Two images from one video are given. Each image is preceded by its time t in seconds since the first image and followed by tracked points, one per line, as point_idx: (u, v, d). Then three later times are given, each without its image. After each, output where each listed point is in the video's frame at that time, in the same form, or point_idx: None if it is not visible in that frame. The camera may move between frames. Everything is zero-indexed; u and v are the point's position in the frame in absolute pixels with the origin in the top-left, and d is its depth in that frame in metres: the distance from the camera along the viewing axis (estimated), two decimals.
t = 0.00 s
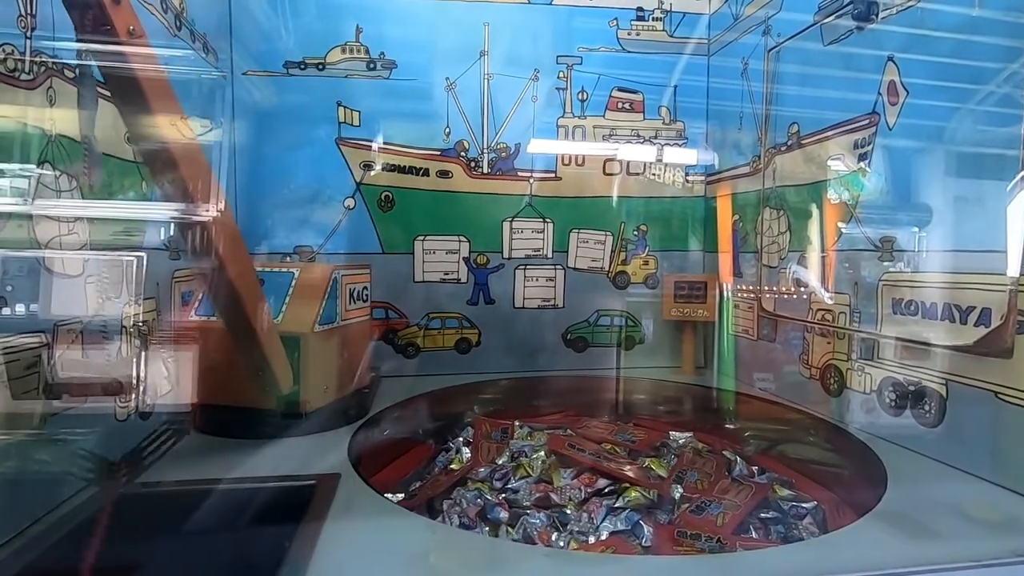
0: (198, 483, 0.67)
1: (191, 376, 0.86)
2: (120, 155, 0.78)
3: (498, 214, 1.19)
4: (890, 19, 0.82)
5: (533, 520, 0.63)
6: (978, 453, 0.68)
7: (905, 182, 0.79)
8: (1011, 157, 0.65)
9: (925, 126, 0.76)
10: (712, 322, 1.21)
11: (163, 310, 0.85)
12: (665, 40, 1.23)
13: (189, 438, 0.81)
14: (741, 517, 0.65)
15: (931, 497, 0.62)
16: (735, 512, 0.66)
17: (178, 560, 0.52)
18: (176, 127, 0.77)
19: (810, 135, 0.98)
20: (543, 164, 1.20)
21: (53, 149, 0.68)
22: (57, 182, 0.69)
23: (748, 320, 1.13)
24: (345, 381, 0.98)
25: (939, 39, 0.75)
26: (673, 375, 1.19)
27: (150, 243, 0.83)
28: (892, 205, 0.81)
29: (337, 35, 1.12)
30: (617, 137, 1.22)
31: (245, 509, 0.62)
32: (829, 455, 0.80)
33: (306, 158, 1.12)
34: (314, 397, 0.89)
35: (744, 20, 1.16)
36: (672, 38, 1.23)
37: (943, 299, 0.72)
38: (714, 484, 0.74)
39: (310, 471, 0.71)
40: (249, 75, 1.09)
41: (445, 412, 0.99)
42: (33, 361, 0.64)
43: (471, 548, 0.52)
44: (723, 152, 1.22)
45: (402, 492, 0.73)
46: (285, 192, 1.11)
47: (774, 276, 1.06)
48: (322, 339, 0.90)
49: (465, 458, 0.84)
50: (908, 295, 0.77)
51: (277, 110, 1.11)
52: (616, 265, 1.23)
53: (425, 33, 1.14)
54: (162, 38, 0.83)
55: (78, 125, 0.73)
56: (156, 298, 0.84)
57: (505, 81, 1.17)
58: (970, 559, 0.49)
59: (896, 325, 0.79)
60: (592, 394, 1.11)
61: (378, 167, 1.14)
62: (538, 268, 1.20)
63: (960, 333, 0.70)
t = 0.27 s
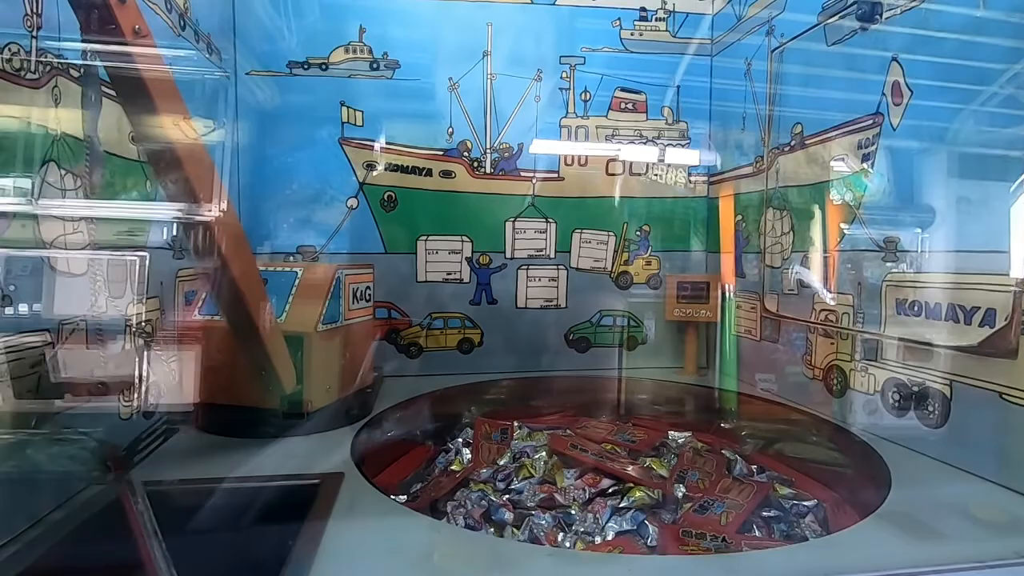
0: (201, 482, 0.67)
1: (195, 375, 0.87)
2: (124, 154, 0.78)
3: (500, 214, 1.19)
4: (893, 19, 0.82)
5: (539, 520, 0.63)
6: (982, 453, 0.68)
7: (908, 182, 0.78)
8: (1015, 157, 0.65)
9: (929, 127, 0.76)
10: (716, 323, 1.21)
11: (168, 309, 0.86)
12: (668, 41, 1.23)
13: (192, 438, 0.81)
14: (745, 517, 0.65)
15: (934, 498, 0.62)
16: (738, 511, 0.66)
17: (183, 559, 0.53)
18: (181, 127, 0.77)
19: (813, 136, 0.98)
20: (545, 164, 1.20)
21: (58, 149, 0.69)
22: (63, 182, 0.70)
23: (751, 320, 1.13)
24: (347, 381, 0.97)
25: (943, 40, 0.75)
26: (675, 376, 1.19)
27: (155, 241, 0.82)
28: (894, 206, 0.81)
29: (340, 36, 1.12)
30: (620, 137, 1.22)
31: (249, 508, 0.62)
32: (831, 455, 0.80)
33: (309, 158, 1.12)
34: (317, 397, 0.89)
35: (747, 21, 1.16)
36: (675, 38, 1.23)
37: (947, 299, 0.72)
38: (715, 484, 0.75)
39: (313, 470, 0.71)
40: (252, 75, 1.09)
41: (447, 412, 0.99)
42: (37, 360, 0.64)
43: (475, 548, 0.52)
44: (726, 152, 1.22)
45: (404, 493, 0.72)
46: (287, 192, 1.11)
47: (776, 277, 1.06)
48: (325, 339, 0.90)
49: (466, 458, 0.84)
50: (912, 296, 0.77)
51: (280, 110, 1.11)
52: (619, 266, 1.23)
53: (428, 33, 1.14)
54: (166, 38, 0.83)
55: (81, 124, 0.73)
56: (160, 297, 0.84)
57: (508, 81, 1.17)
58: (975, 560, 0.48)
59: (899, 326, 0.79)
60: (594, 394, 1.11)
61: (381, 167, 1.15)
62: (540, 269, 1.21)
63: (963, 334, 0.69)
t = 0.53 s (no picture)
0: (202, 482, 0.67)
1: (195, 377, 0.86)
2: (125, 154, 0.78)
3: (501, 215, 1.19)
4: (894, 21, 0.82)
5: (543, 522, 0.63)
6: (984, 455, 0.68)
7: (910, 183, 0.78)
8: (1016, 159, 0.65)
9: (931, 128, 0.76)
10: (717, 323, 1.21)
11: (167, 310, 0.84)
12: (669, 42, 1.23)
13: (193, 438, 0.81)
14: (746, 517, 0.65)
15: (935, 500, 0.62)
16: (739, 512, 0.66)
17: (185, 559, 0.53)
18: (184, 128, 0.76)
19: (814, 137, 0.98)
20: (547, 165, 1.20)
21: (59, 149, 0.70)
22: (65, 182, 0.71)
23: (752, 321, 1.13)
24: (348, 381, 0.97)
25: (945, 41, 0.75)
26: (676, 377, 1.19)
27: (156, 241, 0.82)
28: (896, 207, 0.80)
29: (341, 36, 1.12)
30: (621, 138, 1.22)
31: (250, 508, 0.62)
32: (832, 456, 0.80)
33: (311, 159, 1.12)
34: (319, 398, 0.89)
35: (749, 22, 1.16)
36: (676, 39, 1.23)
37: (948, 301, 0.72)
38: (715, 484, 0.75)
39: (314, 471, 0.71)
40: (254, 76, 1.09)
41: (447, 412, 1.00)
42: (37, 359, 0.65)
43: (475, 548, 0.52)
44: (727, 153, 1.22)
45: (404, 495, 0.71)
46: (289, 192, 1.11)
47: (778, 278, 1.06)
48: (326, 339, 0.90)
49: (464, 461, 0.84)
50: (913, 297, 0.77)
51: (282, 110, 1.11)
52: (620, 267, 1.23)
53: (429, 34, 1.14)
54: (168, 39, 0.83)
55: (82, 124, 0.73)
56: (161, 298, 0.84)
57: (510, 82, 1.17)
58: (977, 563, 0.48)
59: (901, 328, 0.79)
60: (595, 395, 1.11)
61: (382, 168, 1.15)
62: (541, 269, 1.21)
63: (965, 336, 0.69)
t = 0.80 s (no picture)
0: (200, 484, 0.67)
1: (195, 377, 0.86)
2: (123, 154, 0.78)
3: (501, 216, 1.19)
4: (894, 21, 0.82)
5: (545, 524, 0.63)
6: (984, 457, 0.68)
7: (909, 183, 0.78)
8: (1016, 159, 0.65)
9: (931, 128, 0.76)
10: (717, 324, 1.21)
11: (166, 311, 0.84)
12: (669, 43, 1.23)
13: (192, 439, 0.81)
14: (746, 517, 0.65)
15: (936, 502, 0.62)
16: (739, 511, 0.66)
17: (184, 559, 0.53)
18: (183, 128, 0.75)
19: (814, 138, 0.98)
20: (547, 166, 1.20)
21: (56, 150, 0.70)
22: (63, 184, 0.71)
23: (752, 322, 1.13)
24: (347, 382, 0.97)
25: (945, 41, 0.75)
26: (676, 378, 1.18)
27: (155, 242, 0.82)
28: (896, 207, 0.80)
29: (341, 38, 1.12)
30: (621, 139, 1.22)
31: (249, 509, 0.62)
32: (831, 457, 0.80)
33: (311, 159, 1.12)
34: (317, 399, 0.89)
35: (749, 23, 1.15)
36: (676, 40, 1.23)
37: (948, 302, 0.72)
38: (713, 484, 0.75)
39: (314, 472, 0.71)
40: (254, 77, 1.10)
41: (447, 414, 0.99)
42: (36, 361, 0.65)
43: (475, 550, 0.52)
44: (727, 153, 1.22)
45: (403, 499, 0.70)
46: (289, 193, 1.11)
47: (777, 279, 1.06)
48: (326, 340, 0.91)
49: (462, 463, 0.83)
50: (913, 298, 0.77)
51: (282, 111, 1.11)
52: (620, 268, 1.23)
53: (429, 35, 1.14)
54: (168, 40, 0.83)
55: (79, 125, 0.73)
56: (160, 299, 0.83)
57: (509, 83, 1.17)
58: (978, 565, 0.48)
59: (901, 329, 0.78)
60: (595, 396, 1.11)
61: (381, 169, 1.15)
62: (541, 270, 1.20)
63: (965, 337, 0.69)
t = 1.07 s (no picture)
0: (205, 491, 0.67)
1: (195, 380, 0.85)
2: (126, 160, 0.77)
3: (502, 220, 1.19)
4: (897, 25, 0.82)
5: (552, 531, 0.63)
6: (988, 462, 0.68)
7: (910, 185, 0.79)
8: (1015, 162, 0.65)
9: (932, 130, 0.76)
10: (718, 329, 1.21)
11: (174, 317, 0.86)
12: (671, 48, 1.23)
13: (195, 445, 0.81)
14: (749, 521, 0.65)
15: (940, 508, 0.62)
16: (742, 514, 0.67)
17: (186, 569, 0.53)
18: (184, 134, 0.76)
19: (816, 143, 0.98)
20: (549, 171, 1.20)
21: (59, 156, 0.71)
22: (70, 191, 0.73)
23: (754, 326, 1.13)
24: (349, 388, 0.98)
25: (946, 47, 0.75)
26: (678, 382, 1.18)
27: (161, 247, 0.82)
28: (896, 210, 0.80)
29: (344, 43, 1.12)
30: (622, 143, 1.22)
31: (254, 517, 0.62)
32: (836, 463, 0.80)
33: (314, 165, 1.13)
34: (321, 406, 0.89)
35: (750, 27, 1.16)
36: (677, 44, 1.24)
37: (949, 307, 0.72)
38: (714, 487, 0.74)
39: (318, 479, 0.71)
40: (257, 83, 1.10)
41: (449, 419, 1.00)
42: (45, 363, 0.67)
43: (480, 557, 0.52)
44: (729, 157, 1.22)
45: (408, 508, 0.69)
46: (291, 199, 1.12)
47: (779, 283, 1.06)
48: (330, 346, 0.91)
49: (462, 470, 0.82)
50: (916, 303, 0.77)
51: (286, 117, 1.12)
52: (621, 272, 1.23)
53: (432, 41, 1.15)
54: (172, 47, 0.83)
55: (88, 133, 0.75)
56: (165, 305, 0.85)
57: (511, 88, 1.17)
58: (982, 571, 0.48)
59: (904, 334, 0.78)
60: (597, 400, 1.11)
61: (383, 174, 1.15)
62: (543, 275, 1.21)
63: (967, 342, 0.69)
